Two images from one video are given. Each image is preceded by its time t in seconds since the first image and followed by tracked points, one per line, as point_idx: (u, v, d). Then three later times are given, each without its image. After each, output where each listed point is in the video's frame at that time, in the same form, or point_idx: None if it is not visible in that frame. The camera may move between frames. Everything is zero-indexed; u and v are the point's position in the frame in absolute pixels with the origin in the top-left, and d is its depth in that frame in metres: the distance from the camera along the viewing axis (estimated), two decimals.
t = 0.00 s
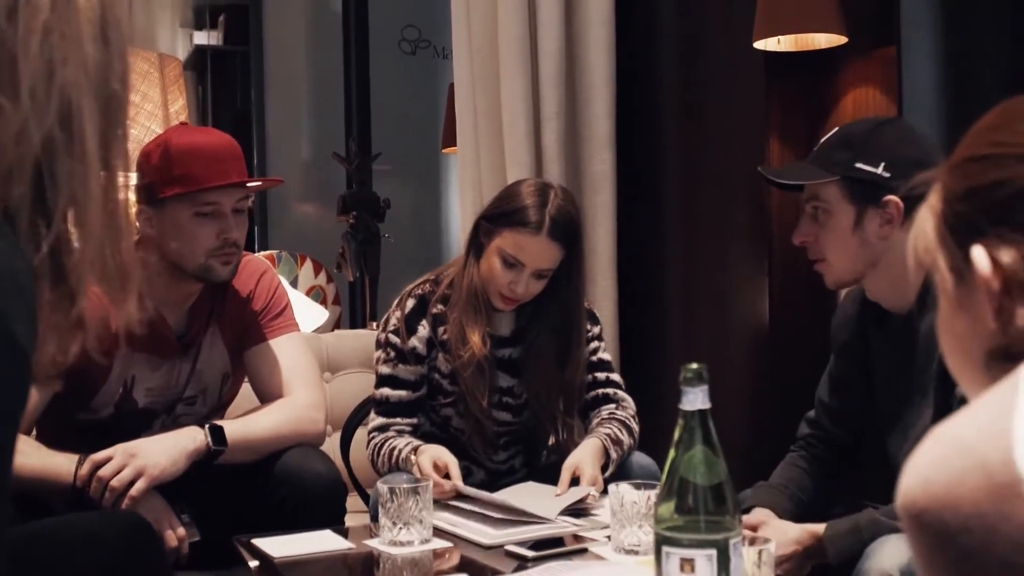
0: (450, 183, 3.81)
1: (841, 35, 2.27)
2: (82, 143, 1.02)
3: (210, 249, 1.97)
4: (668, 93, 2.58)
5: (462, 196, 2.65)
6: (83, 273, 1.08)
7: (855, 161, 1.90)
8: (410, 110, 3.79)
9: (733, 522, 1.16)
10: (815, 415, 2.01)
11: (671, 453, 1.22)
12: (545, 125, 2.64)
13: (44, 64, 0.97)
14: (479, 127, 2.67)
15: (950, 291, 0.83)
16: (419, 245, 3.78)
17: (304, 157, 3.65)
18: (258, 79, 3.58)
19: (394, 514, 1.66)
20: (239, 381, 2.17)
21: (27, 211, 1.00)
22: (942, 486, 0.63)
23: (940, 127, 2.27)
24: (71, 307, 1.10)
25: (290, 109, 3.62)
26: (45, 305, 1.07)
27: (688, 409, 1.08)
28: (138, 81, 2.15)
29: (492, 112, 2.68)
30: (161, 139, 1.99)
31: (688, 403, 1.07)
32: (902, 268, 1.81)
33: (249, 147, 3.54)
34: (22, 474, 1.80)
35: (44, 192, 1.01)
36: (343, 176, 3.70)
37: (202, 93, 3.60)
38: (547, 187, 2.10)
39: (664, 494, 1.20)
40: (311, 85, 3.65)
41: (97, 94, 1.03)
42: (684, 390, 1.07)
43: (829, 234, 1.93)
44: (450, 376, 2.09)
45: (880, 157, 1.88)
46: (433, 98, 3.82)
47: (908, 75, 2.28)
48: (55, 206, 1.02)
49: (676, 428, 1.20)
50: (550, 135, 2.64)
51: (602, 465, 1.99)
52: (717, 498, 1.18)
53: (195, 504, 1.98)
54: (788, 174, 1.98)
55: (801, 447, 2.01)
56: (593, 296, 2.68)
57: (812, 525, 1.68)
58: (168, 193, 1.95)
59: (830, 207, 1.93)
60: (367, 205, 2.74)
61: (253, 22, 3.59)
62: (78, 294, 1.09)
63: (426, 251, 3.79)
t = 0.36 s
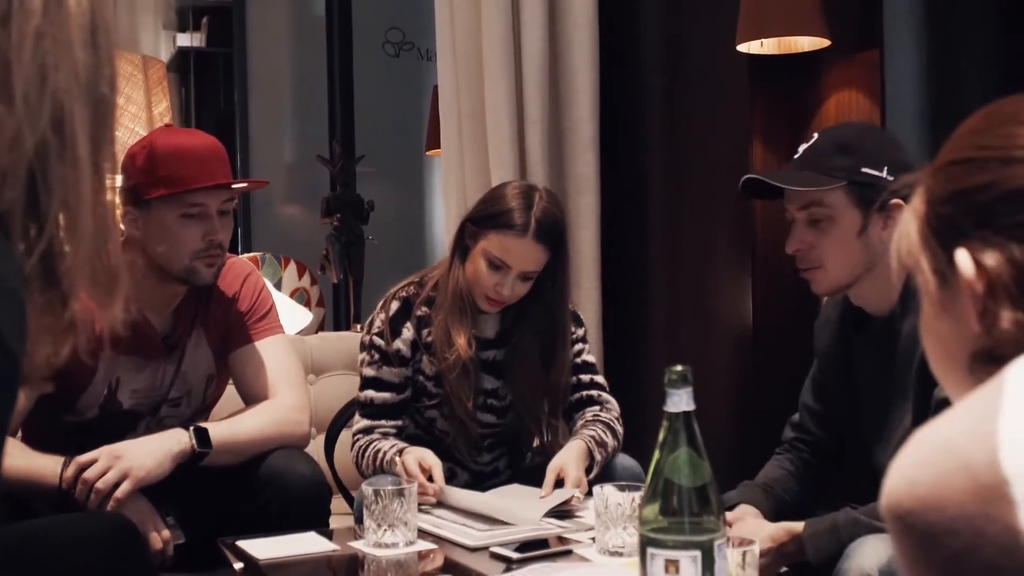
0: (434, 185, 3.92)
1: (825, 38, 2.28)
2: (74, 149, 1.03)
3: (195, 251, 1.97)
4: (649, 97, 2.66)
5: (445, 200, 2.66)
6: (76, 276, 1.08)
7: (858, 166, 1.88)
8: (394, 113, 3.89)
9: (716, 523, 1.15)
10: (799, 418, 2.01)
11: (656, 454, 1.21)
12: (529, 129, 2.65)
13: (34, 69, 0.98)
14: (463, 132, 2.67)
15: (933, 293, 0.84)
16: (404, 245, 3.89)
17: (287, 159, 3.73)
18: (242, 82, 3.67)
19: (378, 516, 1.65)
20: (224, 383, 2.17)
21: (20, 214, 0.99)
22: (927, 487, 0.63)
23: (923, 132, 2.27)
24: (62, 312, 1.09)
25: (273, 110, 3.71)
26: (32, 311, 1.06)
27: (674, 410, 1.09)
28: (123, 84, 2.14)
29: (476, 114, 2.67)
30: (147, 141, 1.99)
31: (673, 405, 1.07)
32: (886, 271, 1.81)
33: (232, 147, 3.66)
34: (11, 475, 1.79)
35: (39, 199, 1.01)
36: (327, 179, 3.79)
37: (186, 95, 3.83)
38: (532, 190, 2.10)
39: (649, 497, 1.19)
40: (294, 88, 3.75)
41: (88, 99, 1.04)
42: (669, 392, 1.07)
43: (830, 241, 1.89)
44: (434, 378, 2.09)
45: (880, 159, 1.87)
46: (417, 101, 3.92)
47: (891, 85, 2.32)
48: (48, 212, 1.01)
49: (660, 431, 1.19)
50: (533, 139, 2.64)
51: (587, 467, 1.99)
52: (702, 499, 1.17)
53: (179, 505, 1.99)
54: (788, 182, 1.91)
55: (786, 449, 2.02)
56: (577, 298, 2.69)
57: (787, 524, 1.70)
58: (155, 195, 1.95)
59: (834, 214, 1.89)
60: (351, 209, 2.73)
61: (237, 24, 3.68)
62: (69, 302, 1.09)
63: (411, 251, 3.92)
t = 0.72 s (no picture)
0: (434, 185, 3.99)
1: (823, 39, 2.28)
2: (78, 149, 1.02)
3: (197, 250, 1.97)
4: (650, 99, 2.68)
5: (445, 201, 2.67)
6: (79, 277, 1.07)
7: (870, 166, 1.86)
8: (393, 113, 3.94)
9: (716, 523, 1.15)
10: (799, 419, 2.01)
11: (658, 454, 1.20)
12: (528, 129, 2.65)
13: (39, 69, 0.96)
14: (462, 135, 2.67)
15: (935, 295, 0.83)
16: (404, 245, 3.96)
17: (286, 160, 3.82)
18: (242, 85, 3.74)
19: (379, 515, 1.64)
20: (225, 383, 2.17)
21: (25, 214, 0.98)
22: (930, 487, 0.63)
23: (923, 133, 2.27)
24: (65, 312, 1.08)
25: (271, 113, 3.79)
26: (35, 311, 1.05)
27: (675, 411, 1.07)
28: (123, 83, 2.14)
29: (475, 117, 2.68)
30: (149, 141, 1.98)
31: (675, 406, 1.06)
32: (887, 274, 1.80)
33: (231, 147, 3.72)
34: (13, 474, 1.79)
35: (43, 200, 1.00)
36: (326, 180, 3.88)
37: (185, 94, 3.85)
38: (527, 185, 2.10)
39: (650, 497, 1.19)
40: (292, 92, 3.83)
41: (91, 100, 1.03)
42: (671, 393, 1.06)
43: (843, 240, 1.87)
44: (434, 380, 2.09)
45: (891, 160, 1.87)
46: (416, 102, 3.98)
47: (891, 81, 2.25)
48: (52, 213, 1.00)
49: (662, 430, 1.18)
50: (533, 139, 2.64)
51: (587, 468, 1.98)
52: (703, 500, 1.16)
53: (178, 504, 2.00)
54: (806, 183, 1.87)
55: (786, 449, 2.02)
56: (577, 296, 2.68)
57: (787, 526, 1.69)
58: (156, 195, 1.94)
59: (849, 214, 1.87)
60: (347, 210, 2.73)
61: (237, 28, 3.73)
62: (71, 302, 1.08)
63: (412, 251, 3.98)
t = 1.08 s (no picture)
0: (438, 186, 3.99)
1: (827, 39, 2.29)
2: (85, 150, 1.02)
3: (202, 249, 1.98)
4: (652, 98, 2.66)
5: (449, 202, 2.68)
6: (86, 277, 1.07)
7: (871, 168, 1.87)
8: (396, 114, 3.95)
9: (720, 524, 1.15)
10: (803, 420, 2.01)
11: (662, 454, 1.20)
12: (530, 130, 2.65)
13: (46, 69, 0.96)
14: (466, 133, 2.68)
15: (937, 296, 0.83)
16: (407, 247, 3.96)
17: (288, 161, 3.82)
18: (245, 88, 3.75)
19: (382, 516, 1.65)
20: (229, 384, 2.18)
21: (33, 214, 0.98)
22: (932, 486, 0.63)
23: (927, 132, 2.27)
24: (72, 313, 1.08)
25: (274, 114, 3.80)
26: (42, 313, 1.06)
27: (678, 411, 1.07)
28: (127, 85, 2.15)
29: (479, 118, 2.69)
30: (153, 142, 1.99)
31: (678, 406, 1.06)
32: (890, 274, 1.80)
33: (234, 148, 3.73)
34: (18, 474, 1.79)
35: (50, 200, 1.00)
36: (329, 180, 3.87)
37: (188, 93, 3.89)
38: (526, 182, 2.11)
39: (653, 497, 1.19)
40: (295, 92, 3.84)
41: (98, 101, 1.03)
42: (674, 393, 1.06)
43: (842, 242, 1.87)
44: (438, 380, 2.09)
45: (893, 162, 1.87)
46: (419, 103, 3.98)
47: (893, 82, 2.30)
48: (59, 213, 1.00)
49: (666, 431, 1.18)
50: (536, 140, 2.65)
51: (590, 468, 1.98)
52: (706, 500, 1.16)
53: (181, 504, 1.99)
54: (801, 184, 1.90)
55: (790, 450, 2.02)
56: (580, 296, 2.69)
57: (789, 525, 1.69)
58: (160, 195, 1.95)
59: (848, 216, 1.88)
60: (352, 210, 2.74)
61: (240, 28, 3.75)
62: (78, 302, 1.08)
63: (415, 252, 3.97)
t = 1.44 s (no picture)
0: (439, 183, 3.99)
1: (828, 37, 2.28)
2: (92, 151, 1.02)
3: (207, 246, 1.98)
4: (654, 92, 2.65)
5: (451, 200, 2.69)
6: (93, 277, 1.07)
7: (870, 168, 1.87)
8: (398, 112, 3.95)
9: (721, 521, 1.15)
10: (803, 418, 2.01)
11: (663, 452, 1.20)
12: (533, 128, 2.65)
13: (53, 70, 0.96)
14: (467, 130, 2.69)
15: (939, 294, 0.82)
16: (408, 244, 3.96)
17: (289, 159, 3.82)
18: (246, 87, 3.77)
19: (385, 513, 1.65)
20: (231, 382, 2.18)
21: (41, 213, 0.98)
22: (931, 483, 0.61)
23: (928, 131, 2.27)
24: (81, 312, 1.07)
25: (276, 111, 3.80)
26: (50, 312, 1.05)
27: (681, 410, 1.07)
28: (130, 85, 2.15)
29: (480, 115, 2.69)
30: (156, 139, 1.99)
31: (681, 404, 1.06)
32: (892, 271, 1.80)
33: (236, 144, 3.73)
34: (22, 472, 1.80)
35: (58, 200, 1.00)
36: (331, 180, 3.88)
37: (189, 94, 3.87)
38: (528, 180, 2.11)
39: (655, 495, 1.18)
40: (297, 89, 3.84)
41: (104, 101, 1.03)
42: (676, 391, 1.06)
43: (842, 242, 1.87)
44: (440, 378, 2.09)
45: (892, 161, 1.87)
46: (420, 101, 3.98)
47: (894, 86, 2.30)
48: (66, 213, 1.00)
49: (668, 429, 1.19)
50: (538, 139, 2.65)
51: (592, 465, 1.99)
52: (708, 497, 1.16)
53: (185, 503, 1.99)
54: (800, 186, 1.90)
55: (790, 447, 2.02)
56: (582, 292, 2.69)
57: (790, 523, 1.70)
58: (165, 190, 1.95)
59: (847, 216, 1.87)
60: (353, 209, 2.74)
61: (241, 28, 3.78)
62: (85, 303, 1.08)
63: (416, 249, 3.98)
